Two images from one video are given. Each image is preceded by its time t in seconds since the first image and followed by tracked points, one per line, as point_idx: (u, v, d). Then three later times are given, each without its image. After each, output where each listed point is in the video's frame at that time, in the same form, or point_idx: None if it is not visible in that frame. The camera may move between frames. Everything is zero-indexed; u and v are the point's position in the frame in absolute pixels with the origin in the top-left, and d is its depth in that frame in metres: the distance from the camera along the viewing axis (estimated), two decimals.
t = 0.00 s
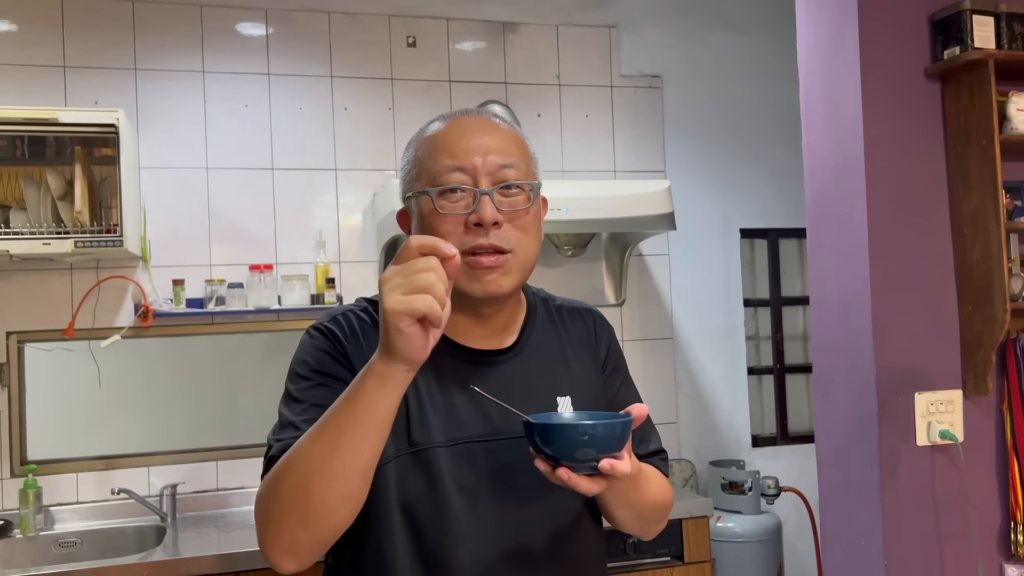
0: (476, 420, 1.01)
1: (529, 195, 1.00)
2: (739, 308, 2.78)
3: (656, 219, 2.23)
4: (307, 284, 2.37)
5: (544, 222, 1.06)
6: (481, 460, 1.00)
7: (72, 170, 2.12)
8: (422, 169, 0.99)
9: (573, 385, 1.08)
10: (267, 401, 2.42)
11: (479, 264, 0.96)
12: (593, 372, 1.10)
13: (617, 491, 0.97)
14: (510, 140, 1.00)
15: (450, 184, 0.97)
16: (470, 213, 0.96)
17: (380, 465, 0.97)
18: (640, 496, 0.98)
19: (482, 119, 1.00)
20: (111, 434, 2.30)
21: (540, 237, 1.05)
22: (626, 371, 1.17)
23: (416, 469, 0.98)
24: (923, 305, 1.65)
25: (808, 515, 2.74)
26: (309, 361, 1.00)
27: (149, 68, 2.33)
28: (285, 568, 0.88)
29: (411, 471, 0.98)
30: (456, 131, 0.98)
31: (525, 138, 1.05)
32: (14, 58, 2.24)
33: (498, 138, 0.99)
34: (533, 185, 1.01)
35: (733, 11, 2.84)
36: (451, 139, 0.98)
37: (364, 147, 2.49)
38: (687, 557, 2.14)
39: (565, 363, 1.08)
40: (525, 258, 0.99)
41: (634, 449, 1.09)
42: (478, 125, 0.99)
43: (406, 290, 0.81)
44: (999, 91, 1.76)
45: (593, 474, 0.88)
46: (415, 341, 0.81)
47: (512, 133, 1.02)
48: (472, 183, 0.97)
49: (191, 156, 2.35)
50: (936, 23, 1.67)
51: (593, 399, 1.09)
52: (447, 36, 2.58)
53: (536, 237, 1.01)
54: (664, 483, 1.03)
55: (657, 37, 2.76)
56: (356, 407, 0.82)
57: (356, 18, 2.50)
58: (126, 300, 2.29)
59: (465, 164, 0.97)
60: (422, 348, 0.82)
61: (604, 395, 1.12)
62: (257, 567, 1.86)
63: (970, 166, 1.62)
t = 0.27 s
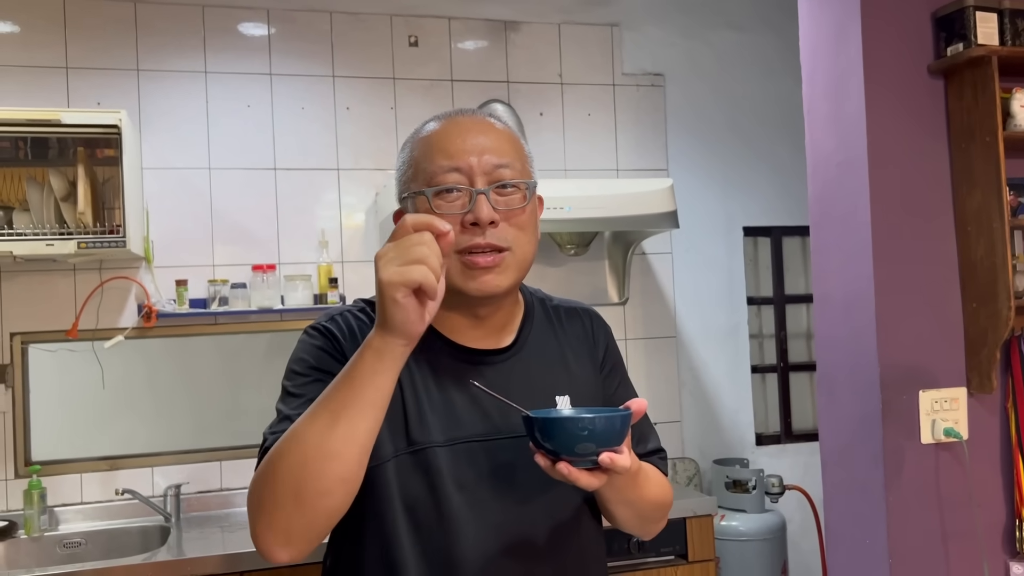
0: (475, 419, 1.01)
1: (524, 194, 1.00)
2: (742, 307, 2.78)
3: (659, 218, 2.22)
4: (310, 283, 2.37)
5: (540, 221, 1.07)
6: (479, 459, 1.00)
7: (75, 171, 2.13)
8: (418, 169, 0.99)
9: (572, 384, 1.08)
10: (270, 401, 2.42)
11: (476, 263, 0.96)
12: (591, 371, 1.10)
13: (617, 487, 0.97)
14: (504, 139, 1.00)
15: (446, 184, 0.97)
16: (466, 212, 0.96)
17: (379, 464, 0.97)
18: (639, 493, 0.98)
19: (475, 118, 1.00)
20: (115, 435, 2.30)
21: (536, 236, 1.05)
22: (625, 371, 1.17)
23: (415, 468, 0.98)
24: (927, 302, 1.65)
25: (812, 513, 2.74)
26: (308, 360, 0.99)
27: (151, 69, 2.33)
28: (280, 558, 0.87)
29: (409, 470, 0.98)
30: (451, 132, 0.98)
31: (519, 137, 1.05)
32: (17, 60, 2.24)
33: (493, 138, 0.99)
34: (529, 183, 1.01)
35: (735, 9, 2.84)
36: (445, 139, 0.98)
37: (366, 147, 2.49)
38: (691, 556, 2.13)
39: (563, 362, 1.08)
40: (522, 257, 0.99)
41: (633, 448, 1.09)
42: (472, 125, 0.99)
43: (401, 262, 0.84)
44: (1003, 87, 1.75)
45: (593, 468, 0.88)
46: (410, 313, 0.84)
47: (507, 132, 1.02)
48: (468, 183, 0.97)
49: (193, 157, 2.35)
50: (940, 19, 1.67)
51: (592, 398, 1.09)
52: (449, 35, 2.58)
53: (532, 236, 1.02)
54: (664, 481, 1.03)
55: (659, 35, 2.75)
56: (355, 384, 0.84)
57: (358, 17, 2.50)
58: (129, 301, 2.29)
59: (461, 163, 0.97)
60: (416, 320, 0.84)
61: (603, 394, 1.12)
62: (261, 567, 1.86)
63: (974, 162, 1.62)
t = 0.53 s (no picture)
0: (474, 420, 1.01)
1: (523, 196, 1.00)
2: (745, 305, 2.77)
3: (661, 216, 2.22)
4: (313, 283, 2.37)
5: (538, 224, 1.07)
6: (479, 460, 1.00)
7: (78, 172, 2.13)
8: (416, 172, 0.99)
9: (570, 384, 1.08)
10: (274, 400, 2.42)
11: (476, 266, 0.96)
12: (589, 371, 1.10)
13: (617, 488, 0.97)
14: (502, 141, 1.01)
15: (445, 187, 0.97)
16: (466, 215, 0.96)
17: (379, 466, 0.97)
18: (638, 493, 0.98)
19: (473, 119, 1.00)
20: (119, 435, 2.30)
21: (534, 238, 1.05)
22: (622, 370, 1.17)
23: (415, 470, 0.98)
24: (930, 300, 1.65)
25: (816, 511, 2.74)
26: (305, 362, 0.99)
27: (153, 69, 2.33)
28: (284, 556, 0.84)
29: (409, 472, 0.98)
30: (449, 134, 0.98)
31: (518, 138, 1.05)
32: (19, 61, 2.24)
33: (491, 139, 0.99)
34: (527, 186, 1.01)
35: (737, 7, 2.83)
36: (444, 141, 0.98)
37: (368, 147, 2.49)
38: (695, 555, 2.13)
39: (561, 363, 1.08)
40: (522, 259, 0.99)
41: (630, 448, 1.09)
42: (471, 126, 0.99)
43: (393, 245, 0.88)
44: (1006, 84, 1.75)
45: (593, 469, 0.88)
46: (404, 292, 0.87)
47: (505, 134, 1.02)
48: (467, 186, 0.97)
49: (197, 157, 2.35)
50: (943, 16, 1.66)
51: (590, 398, 1.09)
52: (451, 35, 2.58)
53: (531, 239, 1.02)
54: (662, 480, 1.03)
55: (661, 33, 2.75)
56: (355, 368, 0.86)
57: (360, 16, 2.50)
58: (132, 301, 2.29)
59: (460, 166, 0.97)
60: (411, 300, 0.87)
61: (600, 394, 1.12)
62: (265, 567, 1.86)
63: (977, 159, 1.61)
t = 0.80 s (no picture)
0: (473, 421, 1.01)
1: (523, 198, 1.00)
2: (748, 303, 2.77)
3: (664, 215, 2.21)
4: (316, 282, 2.37)
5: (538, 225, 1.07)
6: (479, 461, 1.00)
7: (80, 172, 2.13)
8: (416, 173, 0.99)
9: (569, 383, 1.08)
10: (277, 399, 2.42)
11: (475, 269, 0.96)
12: (587, 369, 1.11)
13: (617, 487, 0.97)
14: (502, 142, 1.00)
15: (445, 189, 0.97)
16: (466, 217, 0.96)
17: (379, 469, 0.97)
18: (638, 493, 0.98)
19: (472, 121, 1.00)
20: (122, 434, 2.31)
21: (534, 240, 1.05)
22: (621, 369, 1.17)
23: (415, 472, 0.98)
24: (933, 298, 1.64)
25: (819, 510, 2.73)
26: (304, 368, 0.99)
27: (155, 69, 2.34)
28: (285, 562, 0.85)
29: (409, 475, 0.98)
30: (450, 136, 0.98)
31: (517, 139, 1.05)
32: (22, 61, 2.24)
33: (491, 141, 0.99)
34: (527, 187, 1.01)
35: (739, 5, 2.83)
36: (444, 143, 0.97)
37: (370, 146, 2.49)
38: (698, 553, 2.13)
39: (561, 362, 1.08)
40: (521, 262, 0.99)
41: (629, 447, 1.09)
42: (471, 128, 0.98)
43: (392, 251, 0.87)
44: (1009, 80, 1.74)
45: (594, 469, 0.88)
46: (404, 299, 0.86)
47: (505, 135, 1.02)
48: (467, 188, 0.97)
49: (199, 156, 2.35)
50: (946, 13, 1.66)
51: (589, 397, 1.09)
52: (453, 33, 2.58)
53: (530, 241, 1.02)
54: (661, 478, 1.03)
55: (662, 31, 2.75)
56: (355, 375, 0.85)
57: (362, 15, 2.50)
58: (135, 300, 2.29)
59: (459, 168, 0.97)
60: (411, 308, 0.86)
61: (599, 393, 1.12)
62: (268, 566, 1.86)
63: (980, 156, 1.61)
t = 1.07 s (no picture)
0: (474, 421, 1.01)
1: (523, 200, 1.00)
2: (750, 301, 2.77)
3: (666, 212, 2.21)
4: (318, 281, 2.37)
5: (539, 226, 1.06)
6: (479, 461, 1.00)
7: (83, 171, 2.13)
8: (416, 173, 0.98)
9: (569, 382, 1.08)
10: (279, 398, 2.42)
11: (474, 271, 0.96)
12: (587, 368, 1.10)
13: (617, 486, 0.97)
14: (504, 144, 1.00)
15: (445, 191, 0.96)
16: (465, 218, 0.95)
17: (379, 470, 0.97)
18: (638, 493, 0.98)
19: (475, 122, 0.99)
20: (125, 433, 2.31)
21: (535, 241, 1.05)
22: (621, 368, 1.17)
23: (415, 473, 0.98)
24: (936, 295, 1.64)
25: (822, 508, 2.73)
26: (304, 368, 0.99)
27: (157, 68, 2.34)
28: (285, 567, 0.85)
29: (409, 475, 0.98)
30: (451, 136, 0.97)
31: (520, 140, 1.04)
32: (24, 60, 2.25)
33: (493, 143, 0.98)
34: (528, 190, 1.00)
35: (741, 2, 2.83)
36: (444, 144, 0.97)
37: (372, 145, 2.49)
38: (700, 551, 2.13)
39: (561, 361, 1.08)
40: (520, 264, 0.99)
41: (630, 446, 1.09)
42: (472, 129, 0.98)
43: (391, 256, 0.86)
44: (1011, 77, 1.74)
45: (595, 468, 0.88)
46: (404, 305, 0.86)
47: (507, 136, 1.01)
48: (467, 189, 0.97)
49: (201, 155, 2.35)
50: (948, 10, 1.66)
51: (589, 396, 1.09)
52: (455, 32, 2.58)
53: (531, 243, 1.02)
54: (662, 478, 1.03)
55: (664, 29, 2.74)
56: (355, 381, 0.85)
57: (364, 14, 2.50)
58: (137, 299, 2.29)
59: (460, 170, 0.97)
60: (411, 313, 0.86)
61: (600, 392, 1.12)
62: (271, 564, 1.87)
63: (982, 153, 1.61)
